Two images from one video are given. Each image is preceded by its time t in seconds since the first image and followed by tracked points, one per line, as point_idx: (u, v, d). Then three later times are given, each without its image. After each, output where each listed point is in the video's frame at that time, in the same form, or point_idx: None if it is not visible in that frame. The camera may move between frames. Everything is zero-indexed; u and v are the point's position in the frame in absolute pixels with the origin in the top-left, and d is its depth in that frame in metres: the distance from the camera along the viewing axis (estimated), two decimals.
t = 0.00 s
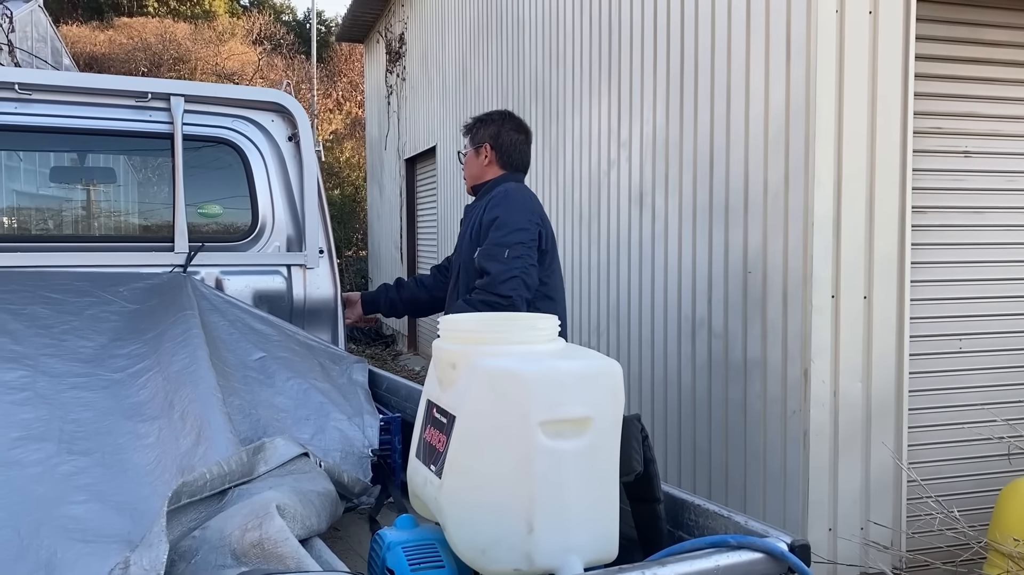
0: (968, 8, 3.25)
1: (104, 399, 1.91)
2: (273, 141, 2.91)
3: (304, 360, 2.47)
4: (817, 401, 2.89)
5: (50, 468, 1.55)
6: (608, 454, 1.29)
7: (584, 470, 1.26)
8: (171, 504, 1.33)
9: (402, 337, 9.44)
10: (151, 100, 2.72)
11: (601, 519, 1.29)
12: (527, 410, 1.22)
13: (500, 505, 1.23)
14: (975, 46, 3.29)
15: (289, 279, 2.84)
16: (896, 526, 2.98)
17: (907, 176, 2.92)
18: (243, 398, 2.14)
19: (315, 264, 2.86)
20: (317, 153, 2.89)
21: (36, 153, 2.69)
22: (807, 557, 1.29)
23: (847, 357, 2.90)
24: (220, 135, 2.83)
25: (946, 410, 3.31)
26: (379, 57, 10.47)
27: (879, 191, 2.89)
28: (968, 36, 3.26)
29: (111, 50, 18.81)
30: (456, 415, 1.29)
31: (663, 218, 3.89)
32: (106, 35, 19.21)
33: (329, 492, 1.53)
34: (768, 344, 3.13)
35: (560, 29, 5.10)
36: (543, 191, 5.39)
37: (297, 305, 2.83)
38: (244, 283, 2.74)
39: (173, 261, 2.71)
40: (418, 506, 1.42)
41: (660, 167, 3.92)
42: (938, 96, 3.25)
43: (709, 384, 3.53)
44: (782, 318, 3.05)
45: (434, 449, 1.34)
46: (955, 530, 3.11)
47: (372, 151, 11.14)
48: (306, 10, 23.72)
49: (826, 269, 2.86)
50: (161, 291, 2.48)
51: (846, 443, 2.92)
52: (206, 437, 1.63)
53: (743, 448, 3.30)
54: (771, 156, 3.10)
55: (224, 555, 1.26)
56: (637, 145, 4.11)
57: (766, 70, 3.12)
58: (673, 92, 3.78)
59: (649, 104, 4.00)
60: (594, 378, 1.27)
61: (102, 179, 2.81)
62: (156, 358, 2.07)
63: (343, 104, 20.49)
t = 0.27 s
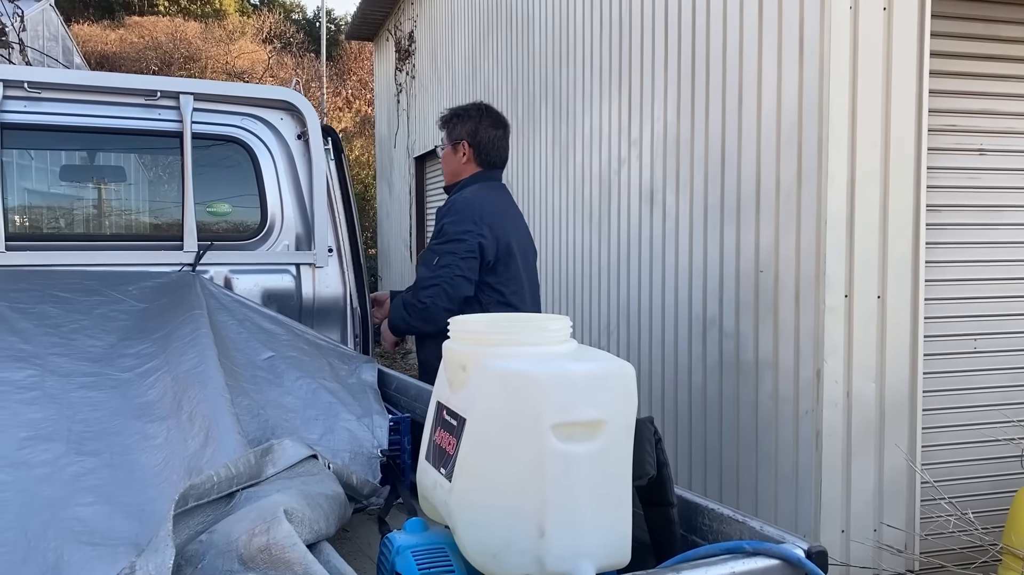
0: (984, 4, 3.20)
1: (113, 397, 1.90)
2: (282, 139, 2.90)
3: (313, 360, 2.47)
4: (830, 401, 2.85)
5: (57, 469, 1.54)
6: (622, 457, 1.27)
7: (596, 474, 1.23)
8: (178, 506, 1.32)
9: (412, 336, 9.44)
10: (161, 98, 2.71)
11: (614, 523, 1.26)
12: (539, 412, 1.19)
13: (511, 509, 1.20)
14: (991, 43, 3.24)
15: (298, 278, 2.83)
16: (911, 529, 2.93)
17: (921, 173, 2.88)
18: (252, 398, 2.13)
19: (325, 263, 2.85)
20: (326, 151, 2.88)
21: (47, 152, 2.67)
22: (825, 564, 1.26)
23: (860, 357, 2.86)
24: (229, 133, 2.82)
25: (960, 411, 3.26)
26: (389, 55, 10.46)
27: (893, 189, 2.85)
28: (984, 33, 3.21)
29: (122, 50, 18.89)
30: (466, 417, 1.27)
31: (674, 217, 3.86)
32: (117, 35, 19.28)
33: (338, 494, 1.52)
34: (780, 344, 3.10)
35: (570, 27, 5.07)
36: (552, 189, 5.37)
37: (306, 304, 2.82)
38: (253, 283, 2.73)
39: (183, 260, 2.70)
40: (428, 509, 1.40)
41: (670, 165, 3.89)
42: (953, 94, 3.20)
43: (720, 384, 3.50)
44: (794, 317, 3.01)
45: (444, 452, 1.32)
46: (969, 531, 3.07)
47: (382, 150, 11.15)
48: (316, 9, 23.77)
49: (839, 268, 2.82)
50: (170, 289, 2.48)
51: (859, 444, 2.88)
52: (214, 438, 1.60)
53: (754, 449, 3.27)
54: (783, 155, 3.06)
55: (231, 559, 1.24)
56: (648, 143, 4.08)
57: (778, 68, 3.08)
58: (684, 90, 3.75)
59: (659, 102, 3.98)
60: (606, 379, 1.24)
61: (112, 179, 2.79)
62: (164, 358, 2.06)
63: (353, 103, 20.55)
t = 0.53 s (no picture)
0: None
1: (109, 395, 1.88)
2: (284, 134, 2.87)
3: (314, 358, 2.44)
4: (839, 402, 2.81)
5: (50, 468, 1.52)
6: (622, 460, 1.23)
7: (596, 477, 1.19)
8: (167, 508, 1.29)
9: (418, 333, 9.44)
10: (162, 93, 2.70)
11: (614, 529, 1.22)
12: (536, 414, 1.16)
13: (508, 513, 1.17)
14: (1006, 38, 3.17)
15: (300, 275, 2.81)
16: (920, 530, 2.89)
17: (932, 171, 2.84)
18: (251, 396, 2.11)
19: (327, 259, 2.82)
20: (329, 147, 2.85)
21: (54, 148, 2.66)
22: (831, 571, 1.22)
23: (869, 356, 2.81)
24: (231, 129, 2.80)
25: (972, 412, 3.20)
26: (396, 52, 10.44)
27: (903, 186, 2.80)
28: (998, 27, 3.14)
29: (132, 47, 18.94)
30: (463, 419, 1.24)
31: (681, 214, 3.81)
32: (127, 32, 19.33)
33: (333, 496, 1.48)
34: (788, 344, 3.05)
35: (578, 23, 5.03)
36: (559, 186, 5.33)
37: (308, 301, 2.80)
38: (255, 279, 2.72)
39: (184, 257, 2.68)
40: (424, 511, 1.37)
41: (677, 162, 3.84)
42: (966, 90, 3.14)
43: (726, 384, 3.45)
44: (802, 316, 2.97)
45: (441, 453, 1.29)
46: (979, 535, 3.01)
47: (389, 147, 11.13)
48: (325, 6, 23.79)
49: (848, 267, 2.78)
50: (170, 286, 2.47)
51: (868, 446, 2.83)
52: (208, 438, 1.57)
53: (762, 450, 3.22)
54: (791, 152, 3.01)
55: (217, 564, 1.21)
56: (655, 139, 4.04)
57: (787, 63, 3.03)
58: (692, 86, 3.71)
59: (667, 98, 3.93)
60: (606, 380, 1.21)
61: (121, 175, 2.76)
62: (162, 355, 2.04)
63: (361, 100, 20.57)
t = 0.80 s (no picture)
0: None
1: (83, 397, 1.84)
2: (274, 131, 2.83)
3: (299, 359, 2.40)
4: (836, 406, 2.75)
5: (16, 472, 1.48)
6: (592, 469, 1.18)
7: (564, 488, 1.15)
8: (116, 518, 1.23)
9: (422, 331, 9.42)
10: (149, 90, 2.66)
11: (583, 541, 1.18)
12: (501, 422, 1.11)
13: (471, 525, 1.13)
14: (1010, 34, 3.09)
15: (289, 274, 2.76)
16: (918, 536, 2.83)
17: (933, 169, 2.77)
18: (231, 398, 2.07)
19: (316, 258, 2.78)
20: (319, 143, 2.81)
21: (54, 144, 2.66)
22: None
23: (867, 359, 2.75)
24: (219, 126, 2.76)
25: (973, 415, 3.13)
26: (401, 49, 10.40)
27: (902, 186, 2.74)
28: (1002, 24, 3.06)
29: (140, 44, 18.99)
30: (427, 427, 1.19)
31: (679, 213, 3.75)
32: (135, 29, 19.36)
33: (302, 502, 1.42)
34: (785, 345, 3.00)
35: (578, 19, 4.97)
36: (559, 184, 5.27)
37: (297, 301, 2.75)
38: (242, 278, 2.67)
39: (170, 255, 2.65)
40: (390, 520, 1.33)
41: (676, 160, 3.78)
42: (968, 87, 3.06)
43: (723, 385, 3.40)
44: (800, 317, 2.91)
45: (406, 461, 1.25)
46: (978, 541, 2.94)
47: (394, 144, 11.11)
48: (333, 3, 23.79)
49: (846, 268, 2.72)
50: (154, 286, 2.43)
51: (866, 450, 2.77)
52: (174, 442, 1.52)
53: (758, 453, 3.17)
54: (789, 150, 2.95)
55: None
56: (654, 137, 3.98)
57: (785, 59, 2.97)
58: (691, 83, 3.65)
59: (666, 95, 3.87)
60: (575, 388, 1.16)
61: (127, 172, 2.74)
62: (140, 356, 2.00)
63: (369, 97, 20.58)
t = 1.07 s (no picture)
0: None
1: (44, 401, 1.80)
2: (256, 129, 2.78)
3: (278, 362, 2.28)
4: (829, 411, 2.68)
5: None
6: (549, 485, 1.13)
7: (518, 505, 1.09)
8: (43, 534, 1.20)
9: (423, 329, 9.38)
10: (128, 85, 2.60)
11: (538, 560, 1.12)
12: (452, 436, 1.06)
13: (419, 544, 1.07)
14: (1011, 31, 3.00)
15: (271, 274, 2.70)
16: (912, 545, 2.75)
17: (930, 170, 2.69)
18: (202, 402, 1.99)
19: (299, 258, 2.72)
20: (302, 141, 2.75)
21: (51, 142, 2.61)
22: None
23: (861, 363, 2.68)
24: (200, 123, 2.71)
25: (972, 421, 3.06)
26: (403, 46, 10.34)
27: (899, 187, 2.66)
28: (1002, 21, 2.97)
29: (146, 41, 18.98)
30: (377, 439, 1.13)
31: (674, 212, 3.68)
32: (141, 26, 19.35)
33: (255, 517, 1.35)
34: (778, 348, 2.93)
35: (576, 15, 4.89)
36: (557, 182, 5.21)
37: (279, 301, 2.69)
38: (222, 279, 2.61)
39: (148, 254, 2.59)
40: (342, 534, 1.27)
41: (671, 159, 3.72)
42: (967, 86, 2.98)
43: (717, 388, 3.33)
44: (793, 320, 2.84)
45: (356, 475, 1.19)
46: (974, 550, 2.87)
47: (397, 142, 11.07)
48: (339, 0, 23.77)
49: (840, 270, 2.65)
50: (129, 285, 2.31)
51: (861, 457, 2.69)
52: (126, 451, 1.50)
53: (752, 458, 3.10)
54: (784, 148, 2.88)
55: None
56: (651, 135, 3.91)
57: (780, 56, 2.89)
58: (687, 80, 3.57)
59: (661, 93, 3.81)
60: (532, 400, 1.10)
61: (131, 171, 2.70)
62: (106, 359, 1.93)
63: (375, 94, 20.55)
